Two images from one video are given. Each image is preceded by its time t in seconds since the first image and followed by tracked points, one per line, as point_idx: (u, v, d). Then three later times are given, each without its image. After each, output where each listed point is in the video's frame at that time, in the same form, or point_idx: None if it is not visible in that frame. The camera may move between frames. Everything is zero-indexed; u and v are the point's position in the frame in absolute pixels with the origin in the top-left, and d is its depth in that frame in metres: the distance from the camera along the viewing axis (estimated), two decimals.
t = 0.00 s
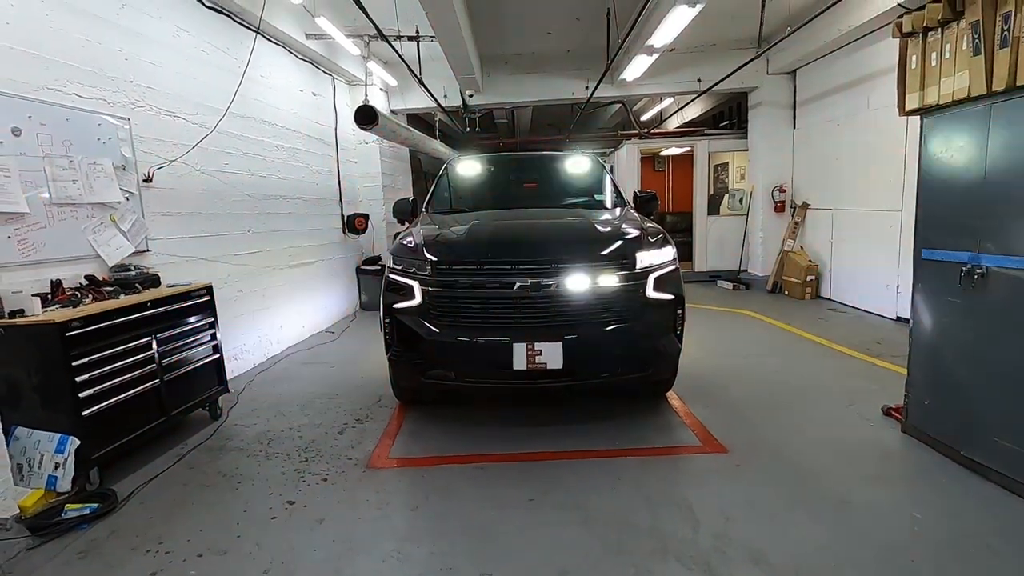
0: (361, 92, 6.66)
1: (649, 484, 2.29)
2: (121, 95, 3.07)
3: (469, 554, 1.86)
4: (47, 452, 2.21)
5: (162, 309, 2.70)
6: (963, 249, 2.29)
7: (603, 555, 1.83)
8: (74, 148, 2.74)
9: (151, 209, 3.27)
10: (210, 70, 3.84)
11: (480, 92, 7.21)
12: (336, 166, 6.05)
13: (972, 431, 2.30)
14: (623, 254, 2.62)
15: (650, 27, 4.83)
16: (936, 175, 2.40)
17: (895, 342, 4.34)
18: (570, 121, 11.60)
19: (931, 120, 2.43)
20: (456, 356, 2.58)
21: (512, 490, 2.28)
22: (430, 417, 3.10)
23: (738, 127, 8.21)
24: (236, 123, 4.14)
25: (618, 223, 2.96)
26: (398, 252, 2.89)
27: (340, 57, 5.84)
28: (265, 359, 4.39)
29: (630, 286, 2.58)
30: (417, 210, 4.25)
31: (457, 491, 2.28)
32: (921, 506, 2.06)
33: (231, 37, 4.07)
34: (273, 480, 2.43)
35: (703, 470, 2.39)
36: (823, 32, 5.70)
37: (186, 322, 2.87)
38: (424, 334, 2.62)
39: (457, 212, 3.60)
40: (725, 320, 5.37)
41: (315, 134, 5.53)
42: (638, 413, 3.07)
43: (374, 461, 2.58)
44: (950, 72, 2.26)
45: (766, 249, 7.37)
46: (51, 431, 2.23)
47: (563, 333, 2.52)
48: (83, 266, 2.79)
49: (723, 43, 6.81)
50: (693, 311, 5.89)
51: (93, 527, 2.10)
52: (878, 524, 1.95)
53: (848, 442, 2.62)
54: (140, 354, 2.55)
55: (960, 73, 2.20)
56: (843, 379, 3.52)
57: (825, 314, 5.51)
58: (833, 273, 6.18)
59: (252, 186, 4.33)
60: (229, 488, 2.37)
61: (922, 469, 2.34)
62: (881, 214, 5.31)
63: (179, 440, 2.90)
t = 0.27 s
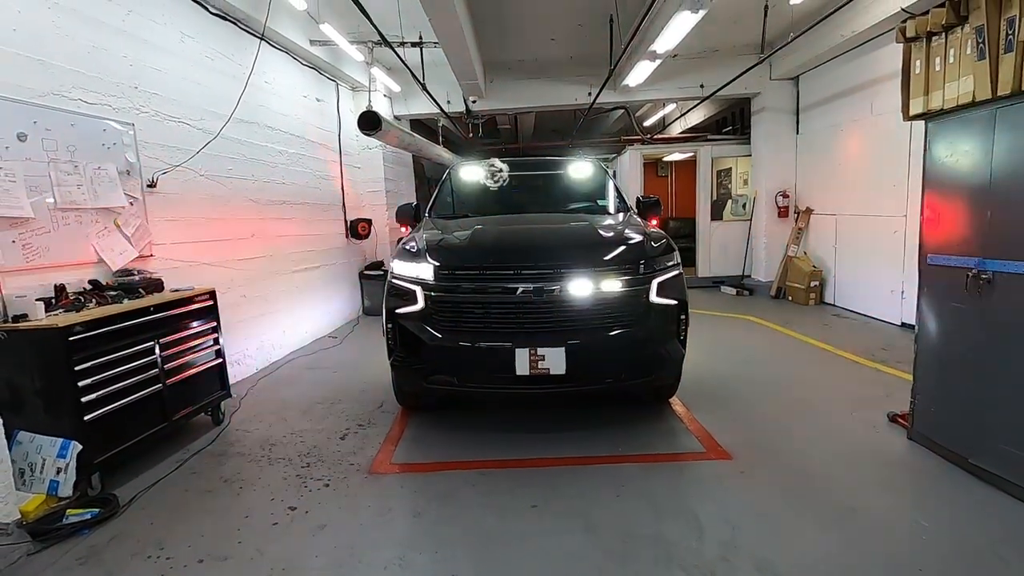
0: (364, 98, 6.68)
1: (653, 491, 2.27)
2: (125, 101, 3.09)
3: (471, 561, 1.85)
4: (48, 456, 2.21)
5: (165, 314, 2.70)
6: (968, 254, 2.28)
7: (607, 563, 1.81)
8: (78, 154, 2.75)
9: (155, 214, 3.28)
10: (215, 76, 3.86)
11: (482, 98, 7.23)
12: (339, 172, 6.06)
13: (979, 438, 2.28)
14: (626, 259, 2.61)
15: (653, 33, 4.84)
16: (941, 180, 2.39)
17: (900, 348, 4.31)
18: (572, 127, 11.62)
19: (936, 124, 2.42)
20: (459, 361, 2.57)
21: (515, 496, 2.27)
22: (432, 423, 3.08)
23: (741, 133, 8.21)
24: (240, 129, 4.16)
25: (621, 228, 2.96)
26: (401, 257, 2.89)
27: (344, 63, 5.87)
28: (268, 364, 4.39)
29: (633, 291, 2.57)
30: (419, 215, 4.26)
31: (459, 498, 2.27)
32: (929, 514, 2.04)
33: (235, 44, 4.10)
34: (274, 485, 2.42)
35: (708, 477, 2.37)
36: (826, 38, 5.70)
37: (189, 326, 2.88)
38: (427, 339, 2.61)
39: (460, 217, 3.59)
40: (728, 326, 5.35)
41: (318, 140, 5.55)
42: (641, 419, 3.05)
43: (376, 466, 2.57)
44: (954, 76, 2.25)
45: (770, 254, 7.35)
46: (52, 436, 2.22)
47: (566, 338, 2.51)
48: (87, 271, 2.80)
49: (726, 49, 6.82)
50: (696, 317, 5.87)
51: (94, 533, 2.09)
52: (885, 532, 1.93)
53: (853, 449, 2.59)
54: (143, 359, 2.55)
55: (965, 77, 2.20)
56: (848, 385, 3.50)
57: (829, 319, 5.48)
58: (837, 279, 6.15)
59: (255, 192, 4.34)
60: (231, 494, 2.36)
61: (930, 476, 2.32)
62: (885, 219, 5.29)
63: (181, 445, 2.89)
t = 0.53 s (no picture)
0: (367, 99, 6.69)
1: (656, 492, 2.27)
2: (130, 102, 3.11)
3: (474, 562, 1.85)
4: (53, 456, 2.21)
5: (169, 314, 2.71)
6: (973, 256, 2.27)
7: (610, 564, 1.81)
8: (83, 155, 2.76)
9: (159, 215, 3.29)
10: (218, 78, 3.87)
11: (485, 100, 7.24)
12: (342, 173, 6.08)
13: (984, 440, 2.27)
14: (629, 260, 2.61)
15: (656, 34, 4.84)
16: (947, 181, 2.38)
17: (904, 350, 4.30)
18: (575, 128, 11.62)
19: (940, 126, 2.41)
20: (462, 362, 2.58)
21: (518, 498, 2.26)
22: (434, 424, 3.09)
23: (744, 134, 8.20)
24: (244, 130, 4.17)
25: (624, 229, 2.96)
26: (404, 258, 2.89)
27: (347, 65, 5.89)
28: (271, 365, 4.40)
29: (636, 292, 2.57)
30: (422, 216, 4.26)
31: (462, 499, 2.27)
32: (933, 516, 2.03)
33: (239, 45, 4.11)
34: (278, 485, 2.43)
35: (711, 478, 2.36)
36: (830, 39, 5.69)
37: (192, 327, 2.88)
38: (429, 340, 2.61)
39: (463, 218, 3.60)
40: (731, 328, 5.34)
41: (322, 141, 5.57)
42: (644, 420, 3.05)
43: (379, 467, 2.57)
44: (959, 77, 2.24)
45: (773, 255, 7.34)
46: (56, 436, 2.23)
47: (569, 339, 2.51)
48: (91, 271, 2.81)
49: (729, 50, 6.81)
50: (699, 318, 5.86)
51: (98, 533, 2.10)
52: (889, 535, 1.92)
53: (857, 451, 2.58)
54: (146, 359, 2.55)
55: (969, 78, 2.19)
56: (852, 387, 3.49)
57: (833, 321, 5.47)
58: (840, 280, 6.13)
59: (259, 193, 4.36)
60: (234, 494, 2.37)
61: (934, 479, 2.31)
62: (888, 221, 5.28)
63: (185, 445, 2.90)
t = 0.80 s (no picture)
0: (368, 99, 6.70)
1: (657, 492, 2.27)
2: (131, 103, 3.11)
3: (475, 562, 1.85)
4: (55, 456, 2.21)
5: (171, 314, 2.71)
6: (974, 256, 2.27)
7: (611, 564, 1.81)
8: (85, 155, 2.77)
9: (160, 215, 3.30)
10: (219, 78, 3.87)
11: (486, 100, 7.24)
12: (343, 173, 6.09)
13: (985, 440, 2.27)
14: (630, 260, 2.61)
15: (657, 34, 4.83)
16: (947, 181, 2.38)
17: (905, 350, 4.29)
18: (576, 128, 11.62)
19: (941, 126, 2.41)
20: (463, 362, 2.58)
21: (519, 498, 2.26)
22: (435, 423, 3.09)
23: (745, 134, 8.19)
24: (245, 131, 4.18)
25: (624, 229, 2.96)
26: (405, 258, 2.90)
27: (348, 65, 5.89)
28: (272, 365, 4.41)
29: (637, 292, 2.57)
30: (423, 216, 4.26)
31: (463, 499, 2.27)
32: (934, 516, 2.03)
33: (240, 46, 4.12)
34: (279, 485, 2.43)
35: (711, 478, 2.37)
36: (831, 39, 5.69)
37: (194, 327, 2.89)
38: (430, 340, 2.61)
39: (464, 218, 3.60)
40: (732, 328, 5.34)
41: (323, 141, 5.58)
42: (645, 420, 3.05)
43: (380, 467, 2.58)
44: (960, 77, 2.24)
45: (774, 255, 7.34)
46: (58, 436, 2.22)
47: (569, 339, 2.51)
48: (93, 271, 2.81)
49: (730, 51, 6.81)
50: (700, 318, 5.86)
51: (99, 532, 2.10)
52: (890, 534, 1.92)
53: (858, 451, 2.58)
54: (148, 359, 2.56)
55: (970, 78, 2.19)
56: (853, 387, 3.48)
57: (834, 321, 5.47)
58: (839, 279, 6.12)
59: (260, 193, 4.36)
60: (235, 494, 2.37)
61: (935, 479, 2.31)
62: (889, 221, 5.28)
63: (186, 445, 2.90)
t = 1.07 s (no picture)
0: (362, 99, 6.68)
1: (651, 491, 2.28)
2: (123, 102, 3.09)
3: (470, 562, 1.85)
4: (46, 458, 2.19)
5: (164, 315, 2.70)
6: (962, 256, 2.30)
7: (606, 563, 1.82)
8: (77, 155, 2.75)
9: (152, 215, 3.28)
10: (212, 78, 3.86)
11: (480, 100, 7.24)
12: (337, 174, 6.07)
13: (974, 438, 2.30)
14: (624, 260, 2.62)
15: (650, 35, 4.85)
16: (936, 182, 2.41)
17: (895, 349, 4.34)
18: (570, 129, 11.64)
19: (930, 127, 2.44)
20: (457, 362, 2.59)
21: (514, 498, 2.27)
22: (430, 424, 3.09)
23: (737, 135, 8.25)
24: (238, 131, 4.17)
25: (618, 229, 2.97)
26: (399, 258, 2.90)
27: (342, 65, 5.88)
28: (265, 366, 4.39)
29: (631, 293, 2.59)
30: (417, 216, 4.26)
31: (458, 498, 2.28)
32: (924, 513, 2.05)
33: (233, 46, 4.10)
34: (273, 486, 2.43)
35: (705, 477, 2.38)
36: (823, 40, 5.74)
37: (187, 328, 2.87)
38: (425, 341, 2.62)
39: (458, 218, 3.61)
40: (725, 327, 5.37)
41: (317, 141, 5.56)
42: (640, 419, 3.06)
43: (375, 467, 2.58)
44: (948, 79, 2.27)
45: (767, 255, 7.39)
46: (51, 437, 2.21)
47: (563, 339, 2.52)
48: (85, 272, 2.80)
49: (722, 52, 6.85)
50: (693, 318, 5.89)
51: (92, 535, 2.09)
52: (881, 531, 1.94)
53: (849, 449, 2.61)
54: (141, 360, 2.55)
55: (958, 80, 2.21)
56: (844, 385, 3.52)
57: (826, 320, 5.51)
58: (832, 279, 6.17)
59: (253, 193, 4.35)
60: (229, 495, 2.36)
61: (925, 476, 2.34)
62: (880, 221, 5.33)
63: (179, 447, 2.89)
